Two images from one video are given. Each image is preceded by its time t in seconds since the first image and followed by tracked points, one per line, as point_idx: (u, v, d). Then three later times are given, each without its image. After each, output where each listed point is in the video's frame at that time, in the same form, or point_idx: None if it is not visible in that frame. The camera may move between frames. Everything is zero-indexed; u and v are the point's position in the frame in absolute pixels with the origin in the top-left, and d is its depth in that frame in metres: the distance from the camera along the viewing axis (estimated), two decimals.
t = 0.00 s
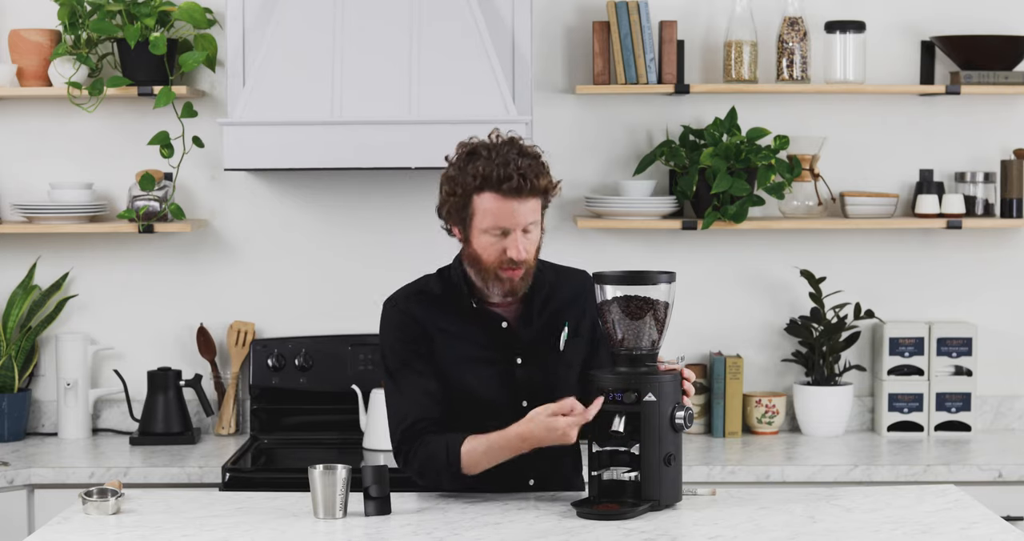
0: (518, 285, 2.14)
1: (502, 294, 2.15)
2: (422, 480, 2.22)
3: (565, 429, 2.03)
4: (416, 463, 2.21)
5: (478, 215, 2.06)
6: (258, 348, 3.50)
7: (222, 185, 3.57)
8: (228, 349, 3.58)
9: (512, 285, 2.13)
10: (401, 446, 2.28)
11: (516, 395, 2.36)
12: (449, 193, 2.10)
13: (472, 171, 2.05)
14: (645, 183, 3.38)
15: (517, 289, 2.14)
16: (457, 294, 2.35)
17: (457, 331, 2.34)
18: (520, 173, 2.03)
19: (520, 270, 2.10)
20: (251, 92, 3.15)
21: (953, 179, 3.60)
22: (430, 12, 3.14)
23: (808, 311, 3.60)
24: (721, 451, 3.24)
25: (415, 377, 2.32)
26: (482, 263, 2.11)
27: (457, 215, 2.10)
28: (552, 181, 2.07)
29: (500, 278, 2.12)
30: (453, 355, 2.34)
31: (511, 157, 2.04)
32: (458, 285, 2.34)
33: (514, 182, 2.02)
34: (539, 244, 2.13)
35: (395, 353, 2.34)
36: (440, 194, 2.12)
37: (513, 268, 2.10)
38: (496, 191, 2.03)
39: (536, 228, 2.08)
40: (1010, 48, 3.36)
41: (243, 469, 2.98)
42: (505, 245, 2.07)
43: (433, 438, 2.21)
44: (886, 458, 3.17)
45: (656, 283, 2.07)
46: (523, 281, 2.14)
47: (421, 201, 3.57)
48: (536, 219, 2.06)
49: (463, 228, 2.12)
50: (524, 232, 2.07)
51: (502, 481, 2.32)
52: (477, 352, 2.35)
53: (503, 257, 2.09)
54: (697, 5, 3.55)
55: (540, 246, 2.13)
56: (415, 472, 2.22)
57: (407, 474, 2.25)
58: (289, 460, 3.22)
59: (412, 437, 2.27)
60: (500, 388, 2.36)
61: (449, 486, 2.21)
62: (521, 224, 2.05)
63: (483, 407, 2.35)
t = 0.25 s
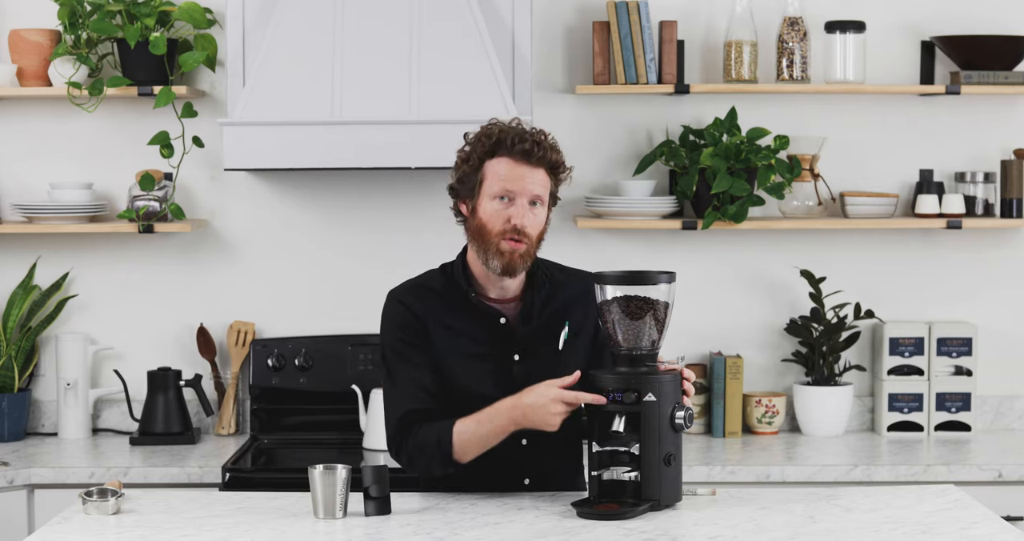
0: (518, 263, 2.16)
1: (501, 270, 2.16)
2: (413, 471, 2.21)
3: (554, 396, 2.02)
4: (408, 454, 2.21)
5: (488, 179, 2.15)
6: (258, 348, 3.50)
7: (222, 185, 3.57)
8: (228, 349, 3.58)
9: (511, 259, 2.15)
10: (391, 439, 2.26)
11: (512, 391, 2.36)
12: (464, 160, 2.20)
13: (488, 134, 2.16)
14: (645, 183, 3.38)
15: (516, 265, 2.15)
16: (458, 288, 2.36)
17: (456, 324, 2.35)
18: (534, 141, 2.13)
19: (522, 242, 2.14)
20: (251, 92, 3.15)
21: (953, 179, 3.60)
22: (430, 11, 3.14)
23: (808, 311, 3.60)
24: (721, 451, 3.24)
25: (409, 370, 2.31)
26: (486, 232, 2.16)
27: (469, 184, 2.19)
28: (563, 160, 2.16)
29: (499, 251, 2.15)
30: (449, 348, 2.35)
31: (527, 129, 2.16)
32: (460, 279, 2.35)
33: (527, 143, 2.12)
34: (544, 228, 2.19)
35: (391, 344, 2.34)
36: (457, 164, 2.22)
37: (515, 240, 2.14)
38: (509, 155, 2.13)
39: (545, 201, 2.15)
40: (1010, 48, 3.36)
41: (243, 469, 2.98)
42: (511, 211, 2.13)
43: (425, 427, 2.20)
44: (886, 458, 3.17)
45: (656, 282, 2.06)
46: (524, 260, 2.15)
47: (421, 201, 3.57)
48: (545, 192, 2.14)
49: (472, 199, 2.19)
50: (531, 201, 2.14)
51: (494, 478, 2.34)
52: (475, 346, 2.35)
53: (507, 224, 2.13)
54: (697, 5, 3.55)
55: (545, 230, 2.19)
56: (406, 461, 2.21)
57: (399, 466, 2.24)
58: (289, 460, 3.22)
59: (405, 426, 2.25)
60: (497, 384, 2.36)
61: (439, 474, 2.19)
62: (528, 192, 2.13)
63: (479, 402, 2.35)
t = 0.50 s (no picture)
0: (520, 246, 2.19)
1: (503, 253, 2.20)
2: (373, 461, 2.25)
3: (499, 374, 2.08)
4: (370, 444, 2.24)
5: (492, 164, 2.23)
6: (258, 348, 3.50)
7: (222, 185, 3.57)
8: (228, 349, 3.58)
9: (514, 240, 2.18)
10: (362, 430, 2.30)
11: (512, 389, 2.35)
12: (469, 150, 2.29)
13: (493, 123, 2.26)
14: (644, 183, 3.38)
15: (518, 248, 2.18)
16: (462, 284, 2.38)
17: (458, 320, 2.37)
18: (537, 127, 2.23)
19: (524, 223, 2.18)
20: (251, 92, 3.15)
21: (953, 179, 3.60)
22: (430, 11, 3.14)
23: (808, 311, 3.60)
24: (721, 451, 3.24)
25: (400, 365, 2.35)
26: (489, 216, 2.21)
27: (474, 173, 2.27)
28: (566, 150, 2.25)
29: (502, 231, 2.19)
30: (447, 345, 2.36)
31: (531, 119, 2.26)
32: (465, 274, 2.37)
33: (530, 127, 2.21)
34: (548, 217, 2.24)
35: (390, 340, 2.37)
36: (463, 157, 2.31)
37: (518, 220, 2.19)
38: (513, 140, 2.22)
39: (547, 187, 2.22)
40: (1010, 48, 3.36)
41: (243, 469, 2.98)
42: (514, 194, 2.20)
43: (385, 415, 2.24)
44: (886, 458, 3.17)
45: (656, 283, 2.06)
46: (527, 243, 2.19)
47: (420, 201, 3.57)
48: (547, 176, 2.21)
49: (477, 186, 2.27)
50: (534, 185, 2.20)
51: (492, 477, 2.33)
52: (476, 343, 2.36)
53: (509, 206, 2.19)
54: (696, 5, 3.55)
55: (549, 218, 2.24)
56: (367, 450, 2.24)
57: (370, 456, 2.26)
58: (289, 460, 3.22)
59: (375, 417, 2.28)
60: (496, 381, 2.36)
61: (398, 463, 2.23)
62: (531, 173, 2.20)
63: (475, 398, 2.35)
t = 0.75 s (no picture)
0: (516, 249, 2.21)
1: (498, 254, 2.21)
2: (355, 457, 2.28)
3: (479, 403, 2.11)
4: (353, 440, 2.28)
5: (493, 164, 2.22)
6: (258, 348, 3.50)
7: (222, 185, 3.57)
8: (228, 349, 3.58)
9: (510, 243, 2.20)
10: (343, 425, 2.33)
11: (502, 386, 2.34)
12: (471, 146, 2.28)
13: (497, 122, 2.25)
14: (644, 183, 3.38)
15: (514, 251, 2.20)
16: (453, 282, 2.38)
17: (449, 316, 2.36)
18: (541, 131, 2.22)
19: (522, 227, 2.20)
20: (251, 93, 3.15)
21: (953, 178, 3.60)
22: (430, 12, 3.14)
23: (808, 311, 3.60)
24: (721, 451, 3.24)
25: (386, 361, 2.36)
26: (487, 215, 2.22)
27: (475, 170, 2.27)
28: (568, 155, 2.25)
29: (499, 233, 2.20)
30: (439, 340, 2.35)
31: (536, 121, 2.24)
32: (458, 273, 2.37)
33: (534, 132, 2.20)
34: (545, 219, 2.25)
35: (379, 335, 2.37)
36: (465, 152, 2.30)
37: (515, 224, 2.20)
38: (517, 143, 2.21)
39: (547, 191, 2.22)
40: (1010, 48, 3.36)
41: (243, 469, 2.98)
42: (514, 196, 2.20)
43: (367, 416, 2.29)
44: (886, 458, 3.17)
45: (656, 282, 2.06)
46: (522, 247, 2.21)
47: (421, 201, 3.57)
48: (548, 181, 2.21)
49: (477, 183, 2.26)
50: (534, 189, 2.21)
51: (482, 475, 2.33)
52: (466, 340, 2.35)
53: (508, 209, 2.20)
54: (697, 5, 3.55)
55: (545, 220, 2.25)
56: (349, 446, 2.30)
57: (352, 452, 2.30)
58: (289, 460, 3.22)
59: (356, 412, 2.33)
60: (486, 378, 2.35)
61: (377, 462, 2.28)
62: (532, 177, 2.20)
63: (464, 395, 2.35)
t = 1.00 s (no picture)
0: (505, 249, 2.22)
1: (488, 256, 2.23)
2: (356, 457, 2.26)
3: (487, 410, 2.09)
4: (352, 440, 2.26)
5: (478, 166, 2.23)
6: (258, 348, 3.50)
7: (222, 185, 3.57)
8: (228, 349, 3.58)
9: (498, 244, 2.21)
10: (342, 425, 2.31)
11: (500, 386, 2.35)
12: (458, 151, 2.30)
13: (478, 125, 2.26)
14: (645, 183, 3.38)
15: (502, 251, 2.22)
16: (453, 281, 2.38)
17: (448, 316, 2.36)
18: (522, 129, 2.22)
19: (507, 228, 2.21)
20: (251, 93, 3.15)
21: (953, 179, 3.60)
22: (431, 12, 3.14)
23: (808, 311, 3.60)
24: (721, 451, 3.24)
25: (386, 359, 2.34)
26: (474, 219, 2.24)
27: (463, 173, 2.28)
28: (553, 150, 2.23)
29: (487, 234, 2.22)
30: (437, 339, 2.35)
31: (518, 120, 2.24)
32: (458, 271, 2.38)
33: (512, 131, 2.20)
34: (536, 216, 2.25)
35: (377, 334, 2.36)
36: (455, 156, 2.32)
37: (501, 224, 2.21)
38: (499, 143, 2.21)
39: (531, 189, 2.22)
40: (1010, 48, 3.36)
41: (243, 469, 2.98)
42: (497, 197, 2.21)
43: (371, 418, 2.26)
44: (886, 458, 3.17)
45: (656, 282, 2.06)
46: (510, 246, 2.22)
47: (421, 201, 3.57)
48: (532, 178, 2.21)
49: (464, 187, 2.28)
50: (517, 188, 2.21)
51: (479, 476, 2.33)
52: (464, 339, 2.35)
53: (492, 210, 2.21)
54: (697, 5, 3.55)
55: (535, 218, 2.25)
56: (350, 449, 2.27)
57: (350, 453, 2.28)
58: (288, 460, 3.22)
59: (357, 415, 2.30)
60: (484, 378, 2.35)
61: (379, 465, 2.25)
62: (515, 176, 2.20)
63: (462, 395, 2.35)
